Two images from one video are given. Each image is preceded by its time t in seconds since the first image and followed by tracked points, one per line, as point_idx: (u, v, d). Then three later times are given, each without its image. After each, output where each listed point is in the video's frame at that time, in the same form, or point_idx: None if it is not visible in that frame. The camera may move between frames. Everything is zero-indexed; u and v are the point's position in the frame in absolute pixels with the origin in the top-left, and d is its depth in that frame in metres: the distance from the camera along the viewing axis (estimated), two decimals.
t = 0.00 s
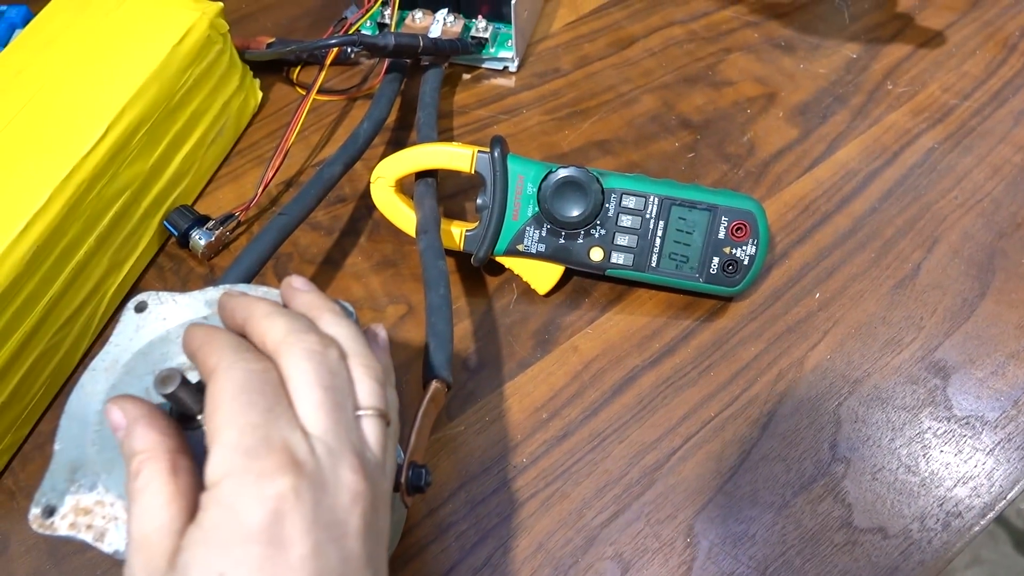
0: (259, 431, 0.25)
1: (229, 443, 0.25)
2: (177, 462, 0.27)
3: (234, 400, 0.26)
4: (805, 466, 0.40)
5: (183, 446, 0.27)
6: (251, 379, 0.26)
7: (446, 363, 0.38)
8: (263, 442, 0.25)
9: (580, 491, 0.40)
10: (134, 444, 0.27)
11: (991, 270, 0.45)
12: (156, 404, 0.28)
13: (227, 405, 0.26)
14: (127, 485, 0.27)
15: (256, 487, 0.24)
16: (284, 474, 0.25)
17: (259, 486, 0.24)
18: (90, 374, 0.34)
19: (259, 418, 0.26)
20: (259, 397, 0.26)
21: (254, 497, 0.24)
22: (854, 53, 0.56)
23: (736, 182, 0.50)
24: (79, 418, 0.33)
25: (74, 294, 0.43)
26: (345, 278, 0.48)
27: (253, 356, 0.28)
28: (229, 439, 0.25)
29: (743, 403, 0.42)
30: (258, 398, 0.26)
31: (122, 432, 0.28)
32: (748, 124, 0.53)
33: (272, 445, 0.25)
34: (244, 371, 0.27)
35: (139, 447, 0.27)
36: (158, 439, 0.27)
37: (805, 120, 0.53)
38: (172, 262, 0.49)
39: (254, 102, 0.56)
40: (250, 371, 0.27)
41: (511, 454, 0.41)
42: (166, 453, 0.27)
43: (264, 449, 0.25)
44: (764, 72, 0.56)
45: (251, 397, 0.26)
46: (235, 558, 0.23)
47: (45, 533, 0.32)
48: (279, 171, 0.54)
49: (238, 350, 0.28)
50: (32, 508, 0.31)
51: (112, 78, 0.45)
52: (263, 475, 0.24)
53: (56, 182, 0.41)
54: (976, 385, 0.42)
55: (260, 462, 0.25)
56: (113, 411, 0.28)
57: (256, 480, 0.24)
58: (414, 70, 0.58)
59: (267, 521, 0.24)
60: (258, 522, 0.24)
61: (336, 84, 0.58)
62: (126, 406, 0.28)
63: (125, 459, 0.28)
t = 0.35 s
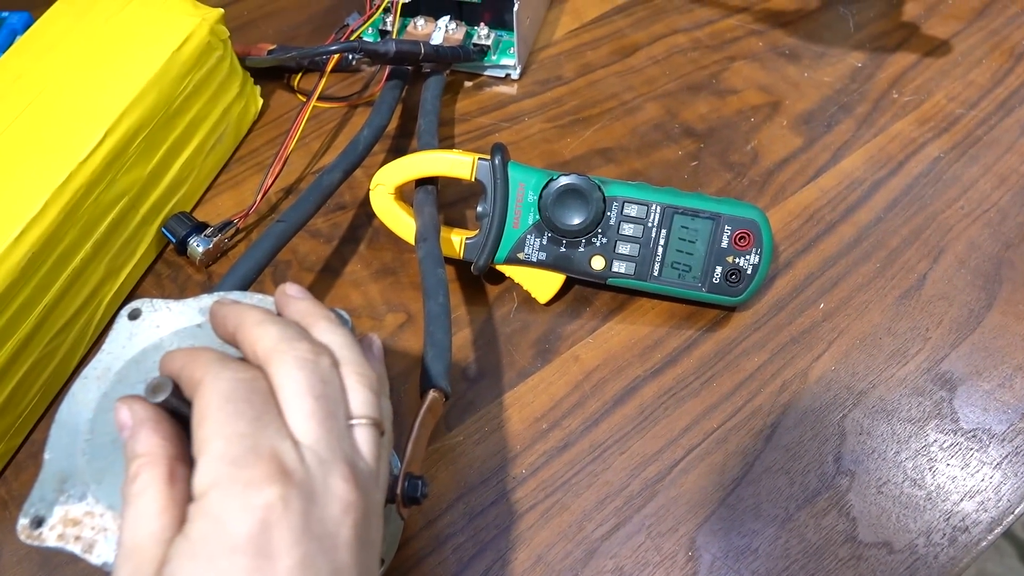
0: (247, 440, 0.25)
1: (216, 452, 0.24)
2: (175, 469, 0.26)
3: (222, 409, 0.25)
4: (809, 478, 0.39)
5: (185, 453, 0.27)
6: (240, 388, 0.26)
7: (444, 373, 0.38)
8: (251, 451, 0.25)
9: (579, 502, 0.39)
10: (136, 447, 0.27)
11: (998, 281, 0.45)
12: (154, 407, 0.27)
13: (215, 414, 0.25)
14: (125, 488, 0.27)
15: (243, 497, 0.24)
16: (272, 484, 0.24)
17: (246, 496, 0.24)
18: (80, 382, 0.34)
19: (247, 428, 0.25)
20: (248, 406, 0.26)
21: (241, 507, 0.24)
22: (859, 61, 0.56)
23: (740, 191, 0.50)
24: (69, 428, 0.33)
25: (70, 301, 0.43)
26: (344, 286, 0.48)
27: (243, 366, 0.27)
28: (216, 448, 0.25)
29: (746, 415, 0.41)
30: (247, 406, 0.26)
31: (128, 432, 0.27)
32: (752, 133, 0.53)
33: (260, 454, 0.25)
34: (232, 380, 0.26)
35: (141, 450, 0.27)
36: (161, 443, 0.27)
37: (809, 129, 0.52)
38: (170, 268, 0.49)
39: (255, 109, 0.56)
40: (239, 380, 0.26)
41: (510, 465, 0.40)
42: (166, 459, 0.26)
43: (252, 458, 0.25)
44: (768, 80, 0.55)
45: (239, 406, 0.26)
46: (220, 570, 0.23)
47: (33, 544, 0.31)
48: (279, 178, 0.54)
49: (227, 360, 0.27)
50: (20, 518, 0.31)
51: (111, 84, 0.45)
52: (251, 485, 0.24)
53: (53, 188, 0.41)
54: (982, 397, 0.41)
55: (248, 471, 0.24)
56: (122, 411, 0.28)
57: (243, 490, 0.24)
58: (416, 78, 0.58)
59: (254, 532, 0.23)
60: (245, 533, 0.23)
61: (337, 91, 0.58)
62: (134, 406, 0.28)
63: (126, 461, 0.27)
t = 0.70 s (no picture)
0: (233, 441, 0.25)
1: (201, 453, 0.24)
2: (163, 471, 0.26)
3: (208, 409, 0.25)
4: (808, 479, 0.39)
5: (173, 455, 0.27)
6: (227, 389, 0.26)
7: (438, 373, 0.37)
8: (238, 452, 0.24)
9: (576, 504, 0.39)
10: (124, 448, 0.26)
11: (999, 279, 0.44)
12: (141, 407, 0.27)
13: (201, 415, 0.25)
14: (112, 490, 0.26)
15: (228, 498, 0.23)
16: (258, 485, 0.24)
17: (232, 497, 0.23)
18: (70, 382, 0.34)
19: (234, 428, 0.25)
20: (235, 406, 0.25)
21: (227, 508, 0.23)
22: (858, 60, 0.55)
23: (738, 190, 0.49)
24: (57, 428, 0.33)
25: (62, 303, 0.43)
26: (339, 287, 0.47)
27: (230, 366, 0.27)
28: (202, 450, 0.24)
29: (744, 415, 0.41)
30: (234, 407, 0.25)
31: (115, 433, 0.27)
32: (750, 131, 0.52)
33: (247, 455, 0.24)
34: (219, 380, 0.26)
35: (128, 451, 0.26)
36: (149, 445, 0.26)
37: (808, 127, 0.52)
38: (164, 270, 0.49)
39: (250, 109, 0.55)
40: (226, 380, 0.26)
41: (506, 466, 0.40)
42: (154, 460, 0.26)
43: (238, 458, 0.24)
44: (766, 79, 0.55)
45: (226, 407, 0.25)
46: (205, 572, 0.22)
47: (20, 547, 0.31)
48: (274, 179, 0.53)
49: (215, 361, 0.27)
50: (7, 520, 0.31)
51: (104, 84, 0.45)
52: (236, 485, 0.24)
53: (45, 188, 0.41)
54: (984, 397, 0.40)
55: (233, 472, 0.24)
56: (109, 411, 0.27)
57: (229, 491, 0.23)
58: (412, 78, 0.57)
59: (240, 533, 0.23)
60: (231, 534, 0.23)
61: (333, 91, 0.58)
62: (122, 406, 0.27)
63: (112, 463, 0.27)
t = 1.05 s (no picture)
0: (232, 440, 0.24)
1: (200, 453, 0.24)
2: (162, 471, 0.26)
3: (206, 409, 0.25)
4: (812, 480, 0.39)
5: (173, 454, 0.26)
6: (226, 388, 0.26)
7: (438, 373, 0.37)
8: (236, 451, 0.24)
9: (578, 504, 0.38)
10: (122, 448, 0.26)
11: (1003, 279, 0.44)
12: (140, 407, 0.27)
13: (199, 415, 0.25)
14: (110, 490, 0.26)
15: (227, 497, 0.23)
16: (257, 483, 0.24)
17: (231, 497, 0.23)
18: (69, 381, 0.34)
19: (232, 428, 0.25)
20: (233, 406, 0.25)
21: (225, 507, 0.23)
22: (861, 58, 0.55)
23: (741, 189, 0.49)
24: (57, 428, 0.32)
25: (62, 302, 0.43)
26: (340, 286, 0.47)
27: (227, 366, 0.27)
28: (201, 449, 0.24)
29: (747, 415, 0.41)
30: (233, 406, 0.25)
31: (114, 432, 0.27)
32: (753, 130, 0.52)
33: (246, 454, 0.24)
34: (218, 380, 0.26)
35: (126, 450, 0.26)
36: (148, 444, 0.26)
37: (811, 126, 0.52)
38: (165, 269, 0.49)
39: (251, 108, 0.55)
40: (225, 380, 0.26)
41: (507, 466, 0.40)
42: (153, 459, 0.26)
43: (237, 458, 0.24)
44: (769, 78, 0.55)
45: (224, 407, 0.25)
46: (203, 571, 0.22)
47: (19, 547, 0.31)
48: (275, 178, 0.53)
49: (212, 362, 0.27)
50: (6, 520, 0.30)
51: (104, 82, 0.45)
52: (235, 485, 0.23)
53: (45, 187, 0.41)
54: (988, 397, 0.40)
55: (232, 471, 0.24)
56: (108, 411, 0.27)
57: (227, 490, 0.23)
58: (413, 77, 0.57)
59: (239, 533, 0.23)
60: (230, 534, 0.23)
61: (334, 90, 0.58)
62: (120, 405, 0.27)
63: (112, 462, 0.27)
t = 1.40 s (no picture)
0: (222, 437, 0.24)
1: (190, 451, 0.24)
2: (163, 462, 0.25)
3: (196, 408, 0.25)
4: (812, 476, 0.38)
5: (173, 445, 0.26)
6: (215, 387, 0.26)
7: (437, 368, 0.37)
8: (226, 448, 0.24)
9: (577, 500, 0.38)
10: (124, 437, 0.26)
11: (1006, 275, 0.44)
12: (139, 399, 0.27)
13: (189, 413, 0.25)
14: (112, 478, 0.26)
15: (218, 494, 0.23)
16: (248, 479, 0.23)
17: (222, 492, 0.23)
18: (66, 375, 0.33)
19: (222, 425, 0.25)
20: (222, 404, 0.25)
21: (217, 503, 0.23)
22: (863, 54, 0.55)
23: (742, 185, 0.49)
24: (54, 421, 0.32)
25: (61, 296, 0.42)
26: (339, 281, 0.47)
27: (217, 366, 0.27)
28: (192, 447, 0.24)
29: (748, 411, 0.40)
30: (222, 405, 0.25)
31: (115, 422, 0.26)
32: (754, 126, 0.52)
33: (236, 450, 0.24)
34: (208, 379, 0.26)
35: (129, 440, 0.26)
36: (150, 434, 0.26)
37: (812, 122, 0.52)
38: (163, 263, 0.49)
39: (250, 102, 0.55)
40: (214, 379, 0.26)
41: (506, 462, 0.39)
42: (154, 449, 0.26)
43: (227, 454, 0.24)
44: (771, 73, 0.55)
45: (213, 405, 0.25)
46: (194, 565, 0.22)
47: (15, 540, 0.31)
48: (274, 173, 0.53)
49: (203, 360, 0.27)
50: (2, 513, 0.30)
51: (103, 76, 0.45)
52: (226, 481, 0.23)
53: (43, 181, 0.41)
54: (989, 393, 0.40)
55: (223, 467, 0.24)
56: (108, 400, 0.27)
57: (218, 486, 0.23)
58: (413, 71, 0.57)
59: (231, 529, 0.23)
60: (222, 529, 0.22)
61: (334, 84, 0.58)
62: (119, 394, 0.27)
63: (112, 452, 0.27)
